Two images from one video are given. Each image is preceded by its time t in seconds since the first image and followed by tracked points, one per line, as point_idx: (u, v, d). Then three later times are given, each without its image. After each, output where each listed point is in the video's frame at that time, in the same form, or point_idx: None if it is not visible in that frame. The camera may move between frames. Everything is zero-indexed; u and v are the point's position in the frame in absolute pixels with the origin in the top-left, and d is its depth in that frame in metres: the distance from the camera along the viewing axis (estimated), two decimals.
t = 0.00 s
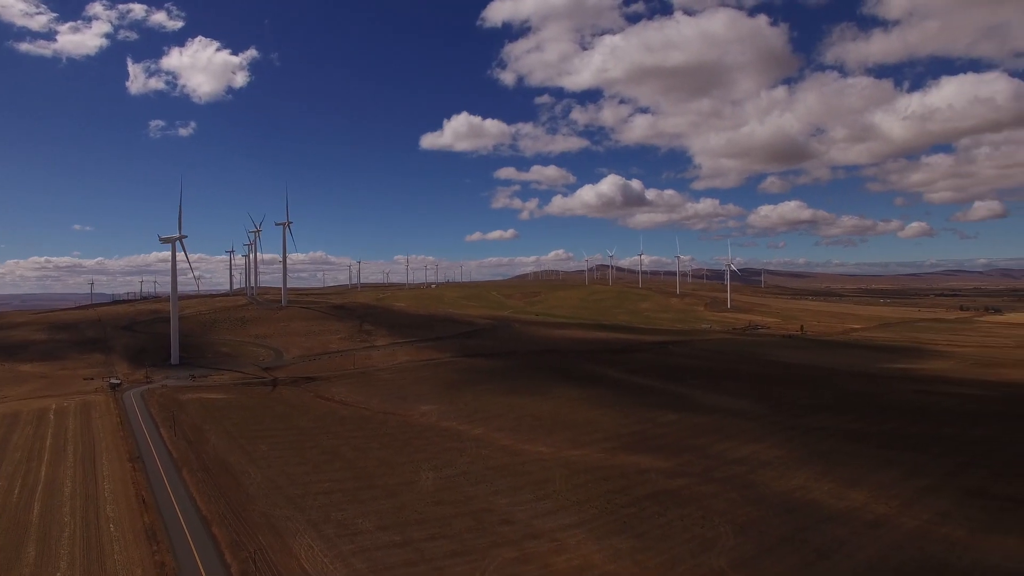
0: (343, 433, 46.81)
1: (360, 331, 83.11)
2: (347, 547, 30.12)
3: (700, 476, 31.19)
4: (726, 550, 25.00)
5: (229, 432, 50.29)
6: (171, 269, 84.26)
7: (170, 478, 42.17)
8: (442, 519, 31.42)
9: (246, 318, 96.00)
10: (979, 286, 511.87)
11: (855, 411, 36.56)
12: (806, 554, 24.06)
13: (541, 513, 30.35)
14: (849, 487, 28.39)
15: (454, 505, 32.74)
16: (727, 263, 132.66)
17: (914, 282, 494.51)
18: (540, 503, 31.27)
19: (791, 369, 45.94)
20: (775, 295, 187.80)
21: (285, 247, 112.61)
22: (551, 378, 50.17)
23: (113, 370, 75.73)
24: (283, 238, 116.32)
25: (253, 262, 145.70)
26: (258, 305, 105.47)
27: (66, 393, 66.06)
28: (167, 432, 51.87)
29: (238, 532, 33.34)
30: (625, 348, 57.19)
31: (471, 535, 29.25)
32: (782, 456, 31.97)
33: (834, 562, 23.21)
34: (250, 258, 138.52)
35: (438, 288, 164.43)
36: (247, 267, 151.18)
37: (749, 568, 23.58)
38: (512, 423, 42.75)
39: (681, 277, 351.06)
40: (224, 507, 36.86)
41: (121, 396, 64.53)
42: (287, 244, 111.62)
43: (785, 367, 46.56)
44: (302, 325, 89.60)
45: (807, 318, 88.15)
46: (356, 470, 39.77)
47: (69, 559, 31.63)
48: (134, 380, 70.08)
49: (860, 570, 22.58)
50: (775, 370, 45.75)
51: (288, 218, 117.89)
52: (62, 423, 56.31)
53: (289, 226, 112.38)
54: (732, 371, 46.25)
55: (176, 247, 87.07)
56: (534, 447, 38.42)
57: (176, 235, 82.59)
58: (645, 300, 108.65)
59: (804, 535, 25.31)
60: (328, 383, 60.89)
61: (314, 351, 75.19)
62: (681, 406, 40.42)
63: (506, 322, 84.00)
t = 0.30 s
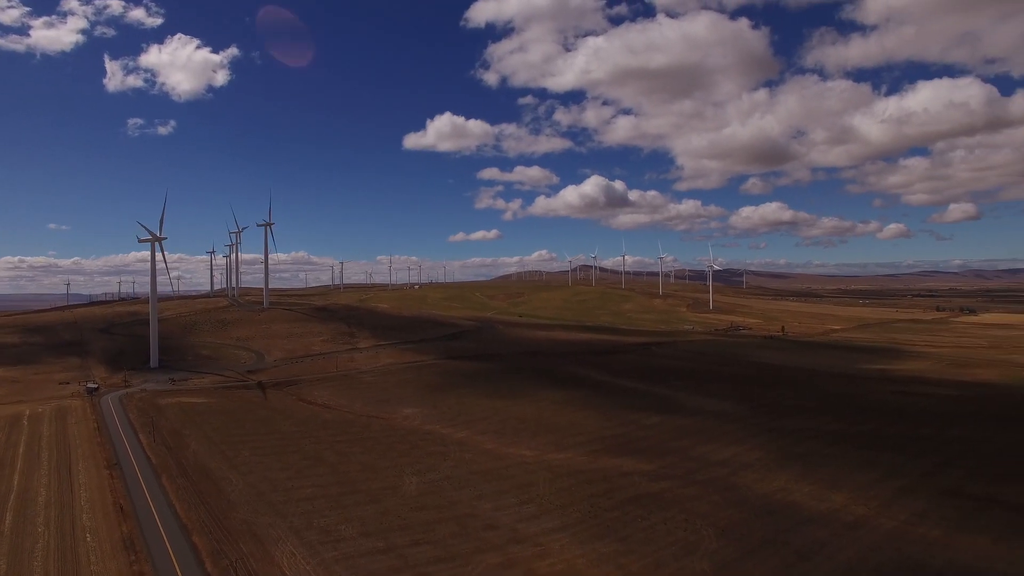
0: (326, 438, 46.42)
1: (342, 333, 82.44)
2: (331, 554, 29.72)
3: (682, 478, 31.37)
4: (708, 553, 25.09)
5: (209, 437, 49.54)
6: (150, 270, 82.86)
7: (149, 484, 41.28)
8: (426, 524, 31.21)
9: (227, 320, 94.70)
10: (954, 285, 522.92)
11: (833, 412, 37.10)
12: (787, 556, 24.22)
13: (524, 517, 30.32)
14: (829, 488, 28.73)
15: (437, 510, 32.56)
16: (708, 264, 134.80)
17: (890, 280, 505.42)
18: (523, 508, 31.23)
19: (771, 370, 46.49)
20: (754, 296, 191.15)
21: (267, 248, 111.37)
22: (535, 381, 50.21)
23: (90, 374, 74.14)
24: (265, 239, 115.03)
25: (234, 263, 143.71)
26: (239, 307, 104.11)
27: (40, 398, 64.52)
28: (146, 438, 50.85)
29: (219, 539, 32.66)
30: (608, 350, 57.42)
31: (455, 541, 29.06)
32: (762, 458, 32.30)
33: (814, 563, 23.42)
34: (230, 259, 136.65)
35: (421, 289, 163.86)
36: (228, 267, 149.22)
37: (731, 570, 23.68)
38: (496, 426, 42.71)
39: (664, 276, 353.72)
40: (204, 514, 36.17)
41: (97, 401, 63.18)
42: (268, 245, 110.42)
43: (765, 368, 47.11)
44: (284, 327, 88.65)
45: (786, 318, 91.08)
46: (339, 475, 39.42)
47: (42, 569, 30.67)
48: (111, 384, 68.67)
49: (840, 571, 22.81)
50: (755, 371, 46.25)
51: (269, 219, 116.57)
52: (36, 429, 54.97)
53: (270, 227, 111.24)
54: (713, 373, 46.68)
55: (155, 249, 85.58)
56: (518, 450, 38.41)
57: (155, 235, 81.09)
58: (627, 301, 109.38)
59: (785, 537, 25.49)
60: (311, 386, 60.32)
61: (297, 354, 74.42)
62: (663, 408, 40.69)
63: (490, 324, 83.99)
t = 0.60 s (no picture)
0: (309, 442, 46.01)
1: (327, 335, 81.85)
2: (314, 560, 29.25)
3: (666, 481, 31.52)
4: (692, 557, 25.10)
5: (191, 442, 48.78)
6: (132, 271, 81.63)
7: (128, 489, 40.12)
8: (410, 530, 30.95)
9: (209, 322, 93.56)
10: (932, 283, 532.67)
11: (814, 413, 37.58)
12: (770, 557, 24.30)
13: (509, 522, 30.25)
14: (810, 490, 29.01)
15: (421, 515, 32.33)
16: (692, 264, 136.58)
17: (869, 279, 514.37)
18: (508, 512, 31.15)
19: (753, 371, 46.97)
20: (737, 296, 194.02)
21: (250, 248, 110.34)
22: (520, 383, 50.26)
23: (68, 378, 72.71)
24: (248, 240, 113.91)
25: (217, 263, 142.28)
26: (222, 309, 102.92)
27: (17, 402, 63.09)
28: (126, 442, 49.66)
29: (201, 547, 31.78)
30: (593, 351, 57.66)
31: (439, 547, 28.80)
32: (745, 461, 32.54)
33: (796, 564, 23.56)
34: (214, 260, 135.35)
35: (406, 290, 163.62)
36: (211, 268, 147.65)
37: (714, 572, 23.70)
38: (481, 429, 42.64)
39: (649, 276, 355.60)
40: (186, 520, 35.25)
41: (75, 404, 61.89)
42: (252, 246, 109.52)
43: (748, 369, 47.59)
44: (267, 329, 87.70)
45: (769, 317, 93.59)
46: (323, 480, 39.07)
47: None
48: (90, 388, 67.40)
49: (821, 572, 22.97)
50: (738, 373, 46.73)
51: (252, 219, 115.22)
52: (11, 433, 53.68)
53: (254, 228, 110.25)
54: (697, 374, 47.09)
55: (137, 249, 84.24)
56: (503, 453, 38.41)
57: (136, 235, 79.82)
58: (612, 302, 110.18)
59: (767, 539, 25.61)
60: (294, 389, 59.77)
61: (280, 356, 73.72)
62: (648, 410, 40.90)
63: (476, 325, 84.06)
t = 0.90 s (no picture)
0: (296, 445, 45.64)
1: (314, 336, 81.31)
2: (302, 566, 28.78)
3: (653, 484, 31.64)
4: (680, 559, 25.13)
5: (176, 446, 48.06)
6: (116, 272, 80.49)
7: (111, 495, 39.09)
8: (397, 535, 30.67)
9: (194, 323, 92.51)
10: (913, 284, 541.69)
11: (799, 414, 37.95)
12: (757, 559, 24.38)
13: (498, 526, 30.16)
14: (795, 492, 29.27)
15: (409, 520, 32.11)
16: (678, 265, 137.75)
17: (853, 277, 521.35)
18: (497, 516, 31.05)
19: (739, 372, 47.37)
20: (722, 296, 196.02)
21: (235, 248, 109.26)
22: (508, 384, 50.26)
23: (49, 380, 71.40)
24: (234, 240, 112.75)
25: (201, 262, 140.68)
26: (206, 310, 101.81)
27: None
28: (109, 447, 48.66)
29: (186, 554, 31.02)
30: (580, 352, 57.82)
31: (428, 551, 28.54)
32: (732, 463, 32.78)
33: (781, 566, 23.69)
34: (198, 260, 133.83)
35: (392, 290, 163.11)
36: (195, 268, 145.99)
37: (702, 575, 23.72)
38: (469, 431, 42.56)
39: (637, 275, 356.90)
40: (171, 526, 34.45)
41: (56, 407, 60.70)
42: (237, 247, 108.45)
43: (733, 370, 48.00)
44: (253, 330, 86.88)
45: (754, 317, 94.98)
46: (310, 485, 38.72)
47: None
48: (72, 391, 66.22)
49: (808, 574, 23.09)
50: (724, 373, 47.10)
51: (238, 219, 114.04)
52: None
53: (239, 228, 109.24)
54: (683, 375, 47.39)
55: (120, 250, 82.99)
56: (491, 456, 38.37)
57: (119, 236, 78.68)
58: (599, 302, 110.71)
59: (754, 541, 25.73)
60: (281, 391, 59.29)
61: (266, 358, 73.09)
62: (635, 412, 41.08)
63: (464, 325, 84.03)
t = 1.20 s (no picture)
0: (288, 447, 45.41)
1: (306, 336, 80.98)
2: (294, 570, 28.54)
3: (646, 486, 31.72)
4: (672, 562, 25.18)
5: (167, 449, 47.69)
6: (106, 272, 79.85)
7: (101, 499, 38.72)
8: (390, 539, 30.51)
9: (185, 323, 91.91)
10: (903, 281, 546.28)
11: (790, 415, 38.16)
12: (748, 561, 24.48)
13: (491, 528, 30.13)
14: (787, 494, 29.41)
15: (401, 523, 31.99)
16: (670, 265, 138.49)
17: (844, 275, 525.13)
18: (490, 519, 31.00)
19: (731, 372, 47.60)
20: (714, 296, 197.10)
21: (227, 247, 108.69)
22: (501, 384, 50.24)
23: (38, 381, 70.64)
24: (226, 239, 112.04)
25: (193, 260, 139.97)
26: (198, 309, 101.14)
27: None
28: (100, 449, 48.21)
29: (178, 559, 30.75)
30: (573, 352, 57.89)
31: (421, 555, 28.40)
32: (724, 464, 32.91)
33: (773, 568, 23.78)
34: (190, 258, 133.21)
35: (385, 289, 162.65)
36: (187, 267, 145.25)
37: None
38: (462, 433, 42.51)
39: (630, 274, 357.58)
40: (162, 531, 34.12)
41: (45, 409, 60.02)
42: (229, 246, 107.96)
43: (726, 370, 48.20)
44: (245, 330, 86.38)
45: (747, 317, 95.34)
46: (303, 487, 38.53)
47: None
48: (61, 392, 65.58)
49: None
50: (716, 374, 47.33)
51: (230, 218, 113.34)
52: None
53: (232, 227, 108.66)
54: (676, 376, 47.55)
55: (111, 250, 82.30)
56: (484, 458, 38.35)
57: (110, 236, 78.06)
58: (592, 301, 110.88)
59: (745, 543, 25.84)
60: (273, 392, 59.02)
61: (259, 358, 72.69)
62: (627, 412, 41.19)
63: (457, 325, 83.87)
